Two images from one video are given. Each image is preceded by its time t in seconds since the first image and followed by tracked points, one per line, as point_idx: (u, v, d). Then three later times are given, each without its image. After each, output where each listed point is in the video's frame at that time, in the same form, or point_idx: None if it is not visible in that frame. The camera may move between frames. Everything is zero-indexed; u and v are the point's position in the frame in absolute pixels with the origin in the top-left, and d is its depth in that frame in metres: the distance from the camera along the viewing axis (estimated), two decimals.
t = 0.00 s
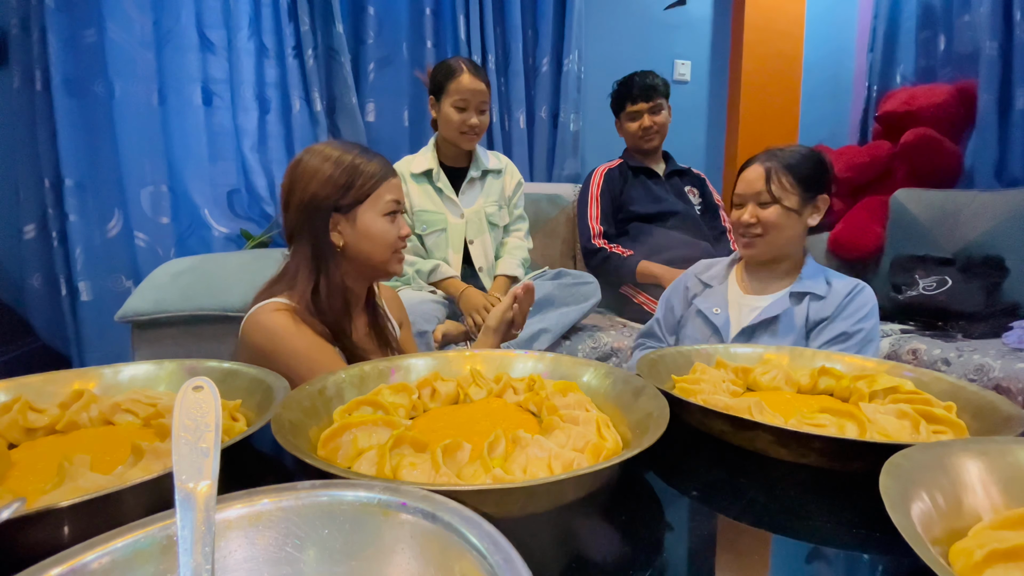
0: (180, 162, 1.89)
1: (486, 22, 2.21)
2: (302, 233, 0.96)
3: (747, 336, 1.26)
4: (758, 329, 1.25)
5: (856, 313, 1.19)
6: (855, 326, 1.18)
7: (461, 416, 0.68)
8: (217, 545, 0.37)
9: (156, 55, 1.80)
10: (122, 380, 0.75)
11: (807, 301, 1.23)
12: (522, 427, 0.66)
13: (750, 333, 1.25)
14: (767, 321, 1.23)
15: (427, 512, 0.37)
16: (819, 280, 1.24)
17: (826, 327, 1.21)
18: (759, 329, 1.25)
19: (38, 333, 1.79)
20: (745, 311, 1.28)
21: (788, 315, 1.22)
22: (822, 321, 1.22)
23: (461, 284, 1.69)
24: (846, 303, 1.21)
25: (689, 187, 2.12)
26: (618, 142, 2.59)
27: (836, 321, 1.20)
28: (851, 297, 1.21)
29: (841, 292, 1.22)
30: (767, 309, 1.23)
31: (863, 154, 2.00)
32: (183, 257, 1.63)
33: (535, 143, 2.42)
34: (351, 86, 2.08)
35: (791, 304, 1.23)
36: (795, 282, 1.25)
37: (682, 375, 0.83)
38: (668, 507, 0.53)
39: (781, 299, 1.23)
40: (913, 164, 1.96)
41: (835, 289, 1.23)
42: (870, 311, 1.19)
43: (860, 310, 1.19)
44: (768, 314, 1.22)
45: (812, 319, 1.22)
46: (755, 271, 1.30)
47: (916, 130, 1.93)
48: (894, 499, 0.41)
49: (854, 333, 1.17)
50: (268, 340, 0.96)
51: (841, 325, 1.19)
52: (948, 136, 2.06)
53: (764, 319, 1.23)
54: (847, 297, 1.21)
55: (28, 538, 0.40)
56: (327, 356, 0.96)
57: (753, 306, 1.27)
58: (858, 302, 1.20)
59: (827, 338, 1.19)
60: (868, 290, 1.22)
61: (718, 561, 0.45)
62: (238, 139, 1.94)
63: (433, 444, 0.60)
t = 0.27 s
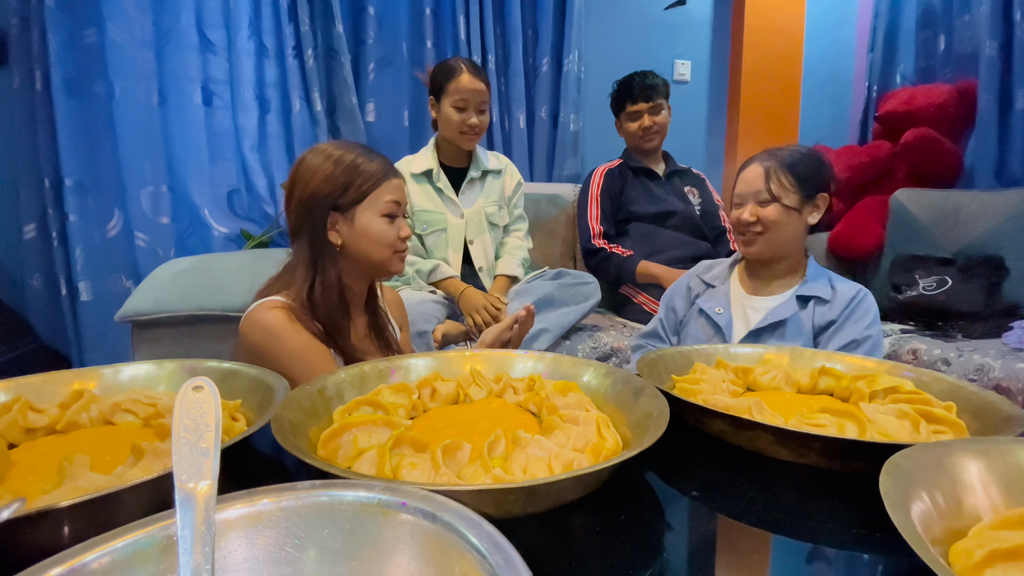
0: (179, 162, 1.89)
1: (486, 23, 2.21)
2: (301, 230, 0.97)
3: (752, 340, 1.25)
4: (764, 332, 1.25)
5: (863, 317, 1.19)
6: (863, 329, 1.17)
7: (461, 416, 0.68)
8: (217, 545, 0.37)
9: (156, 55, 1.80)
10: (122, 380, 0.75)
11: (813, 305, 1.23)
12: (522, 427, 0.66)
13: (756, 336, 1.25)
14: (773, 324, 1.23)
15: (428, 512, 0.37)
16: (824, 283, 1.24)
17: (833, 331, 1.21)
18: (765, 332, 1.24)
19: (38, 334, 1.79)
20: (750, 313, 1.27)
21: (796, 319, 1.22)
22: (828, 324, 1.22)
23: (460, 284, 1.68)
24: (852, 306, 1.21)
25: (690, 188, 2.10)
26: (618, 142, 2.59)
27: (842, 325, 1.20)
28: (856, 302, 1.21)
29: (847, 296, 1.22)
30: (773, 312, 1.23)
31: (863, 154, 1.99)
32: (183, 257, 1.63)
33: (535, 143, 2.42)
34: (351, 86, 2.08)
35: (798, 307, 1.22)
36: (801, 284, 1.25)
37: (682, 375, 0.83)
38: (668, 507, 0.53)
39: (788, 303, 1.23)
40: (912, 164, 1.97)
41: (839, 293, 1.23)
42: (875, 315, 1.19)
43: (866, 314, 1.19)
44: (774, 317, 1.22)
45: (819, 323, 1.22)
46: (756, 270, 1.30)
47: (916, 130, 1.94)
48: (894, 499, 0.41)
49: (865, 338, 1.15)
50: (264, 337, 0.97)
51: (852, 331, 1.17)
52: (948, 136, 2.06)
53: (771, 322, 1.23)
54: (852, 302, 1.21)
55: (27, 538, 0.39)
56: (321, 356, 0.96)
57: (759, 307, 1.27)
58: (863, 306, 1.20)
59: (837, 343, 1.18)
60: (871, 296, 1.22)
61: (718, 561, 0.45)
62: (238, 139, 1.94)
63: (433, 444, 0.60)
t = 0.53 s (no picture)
0: (179, 162, 1.88)
1: (487, 23, 2.21)
2: (304, 231, 0.97)
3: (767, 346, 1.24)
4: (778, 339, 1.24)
5: (876, 322, 1.19)
6: (880, 335, 1.17)
7: (461, 416, 0.68)
8: (217, 545, 0.37)
9: (156, 55, 1.80)
10: (122, 380, 0.75)
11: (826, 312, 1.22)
12: (522, 427, 0.66)
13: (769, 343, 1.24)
14: (789, 331, 1.22)
15: (427, 512, 0.37)
16: (833, 287, 1.24)
17: (848, 337, 1.21)
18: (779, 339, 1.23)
19: (38, 334, 1.80)
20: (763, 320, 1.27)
21: (813, 326, 1.21)
22: (842, 330, 1.22)
23: (461, 284, 1.68)
24: (864, 310, 1.21)
25: (689, 188, 2.11)
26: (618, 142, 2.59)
27: (858, 331, 1.20)
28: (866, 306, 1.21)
29: (857, 299, 1.22)
30: (788, 319, 1.22)
31: (863, 154, 1.99)
32: (182, 257, 1.63)
33: (535, 143, 2.42)
34: (351, 86, 2.07)
35: (813, 314, 1.21)
36: (811, 288, 1.24)
37: (682, 375, 0.83)
38: (668, 507, 0.53)
39: (803, 311, 1.22)
40: (912, 164, 1.97)
41: (850, 296, 1.23)
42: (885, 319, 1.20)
43: (878, 318, 1.19)
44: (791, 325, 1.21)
45: (833, 330, 1.22)
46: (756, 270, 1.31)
47: (915, 130, 1.95)
48: (894, 499, 0.41)
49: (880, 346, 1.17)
50: (267, 337, 0.97)
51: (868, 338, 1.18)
52: (948, 136, 2.06)
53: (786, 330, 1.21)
54: (862, 305, 1.21)
55: (28, 538, 0.40)
56: (324, 357, 0.96)
57: (772, 312, 1.26)
58: (874, 310, 1.20)
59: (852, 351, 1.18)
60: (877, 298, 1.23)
61: (718, 561, 0.45)
62: (238, 139, 1.94)
63: (434, 444, 0.60)
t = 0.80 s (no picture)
0: (179, 162, 1.88)
1: (486, 23, 2.21)
2: (312, 230, 0.97)
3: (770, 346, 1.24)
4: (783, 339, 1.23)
5: (881, 326, 1.19)
6: (885, 339, 1.17)
7: (461, 416, 0.68)
8: (217, 545, 0.37)
9: (156, 55, 1.80)
10: (122, 380, 0.75)
11: (831, 313, 1.22)
12: (522, 427, 0.66)
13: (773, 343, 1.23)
14: (792, 331, 1.21)
15: (427, 512, 0.37)
16: (839, 288, 1.24)
17: (852, 339, 1.20)
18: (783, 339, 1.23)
19: (37, 334, 1.79)
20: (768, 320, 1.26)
21: (816, 326, 1.21)
22: (846, 332, 1.21)
23: (460, 282, 1.68)
24: (869, 313, 1.21)
25: (689, 188, 2.11)
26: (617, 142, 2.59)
27: (863, 333, 1.19)
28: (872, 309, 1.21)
29: (863, 301, 1.21)
30: (791, 318, 1.21)
31: (864, 154, 1.98)
32: (182, 257, 1.63)
33: (535, 143, 2.42)
34: (351, 86, 2.07)
35: (817, 314, 1.21)
36: (817, 289, 1.24)
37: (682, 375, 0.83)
38: (668, 507, 0.53)
39: (808, 311, 1.22)
40: (912, 163, 1.97)
41: (856, 299, 1.22)
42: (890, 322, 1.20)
43: (883, 322, 1.19)
44: (797, 325, 1.20)
45: (837, 331, 1.21)
46: (761, 271, 1.32)
47: (916, 130, 1.93)
48: (894, 499, 0.41)
49: (885, 348, 1.16)
50: (285, 331, 0.97)
51: (873, 341, 1.17)
52: (948, 136, 2.06)
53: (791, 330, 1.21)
54: (868, 308, 1.21)
55: (28, 538, 0.40)
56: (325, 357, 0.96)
57: (777, 312, 1.26)
58: (879, 313, 1.20)
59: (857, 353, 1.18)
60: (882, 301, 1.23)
61: (718, 561, 0.45)
62: (238, 139, 1.93)
63: (434, 444, 0.60)
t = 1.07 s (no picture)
0: (179, 162, 1.88)
1: (486, 23, 2.21)
2: (359, 234, 0.86)
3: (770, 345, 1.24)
4: (783, 338, 1.23)
5: (882, 325, 1.19)
6: (886, 338, 1.17)
7: (461, 416, 0.68)
8: (217, 545, 0.37)
9: (156, 55, 1.80)
10: (122, 380, 0.75)
11: (833, 312, 1.22)
12: (522, 427, 0.66)
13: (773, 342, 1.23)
14: (793, 330, 1.21)
15: (427, 512, 0.37)
16: (840, 288, 1.23)
17: (853, 338, 1.20)
18: (783, 338, 1.23)
19: (38, 334, 1.75)
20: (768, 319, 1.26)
21: (817, 325, 1.21)
22: (847, 331, 1.21)
23: (453, 268, 1.69)
24: (870, 313, 1.20)
25: (690, 187, 2.11)
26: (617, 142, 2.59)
27: (864, 332, 1.19)
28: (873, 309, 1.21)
29: (864, 301, 1.21)
30: (792, 318, 1.21)
31: (863, 154, 1.98)
32: (182, 257, 1.63)
33: (536, 142, 2.42)
34: (351, 86, 2.08)
35: (818, 313, 1.21)
36: (817, 289, 1.24)
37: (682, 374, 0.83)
38: (668, 507, 0.53)
39: (809, 310, 1.21)
40: (912, 163, 1.97)
41: (857, 299, 1.22)
42: (892, 323, 1.20)
43: (884, 322, 1.19)
44: (797, 323, 1.20)
45: (838, 330, 1.21)
46: (762, 271, 1.32)
47: (915, 130, 1.94)
48: (894, 499, 0.41)
49: (886, 348, 1.16)
50: (319, 333, 0.88)
51: (874, 340, 1.17)
52: (948, 136, 2.06)
53: (791, 330, 1.21)
54: (870, 308, 1.21)
55: (28, 538, 0.40)
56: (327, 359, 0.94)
57: (778, 311, 1.26)
58: (880, 313, 1.20)
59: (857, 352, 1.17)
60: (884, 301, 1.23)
61: (718, 561, 0.45)
62: (238, 139, 1.94)
63: (434, 444, 0.60)
